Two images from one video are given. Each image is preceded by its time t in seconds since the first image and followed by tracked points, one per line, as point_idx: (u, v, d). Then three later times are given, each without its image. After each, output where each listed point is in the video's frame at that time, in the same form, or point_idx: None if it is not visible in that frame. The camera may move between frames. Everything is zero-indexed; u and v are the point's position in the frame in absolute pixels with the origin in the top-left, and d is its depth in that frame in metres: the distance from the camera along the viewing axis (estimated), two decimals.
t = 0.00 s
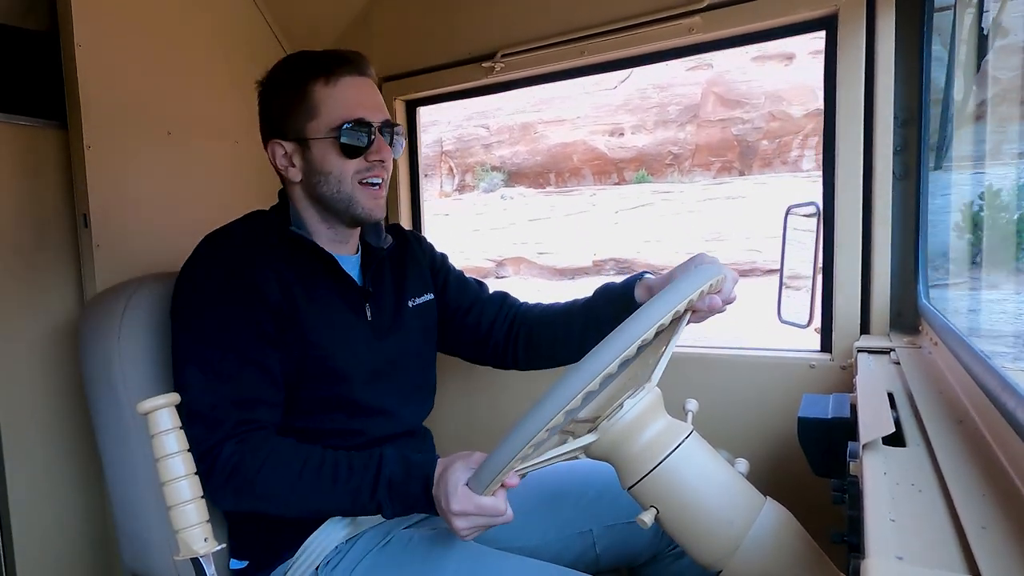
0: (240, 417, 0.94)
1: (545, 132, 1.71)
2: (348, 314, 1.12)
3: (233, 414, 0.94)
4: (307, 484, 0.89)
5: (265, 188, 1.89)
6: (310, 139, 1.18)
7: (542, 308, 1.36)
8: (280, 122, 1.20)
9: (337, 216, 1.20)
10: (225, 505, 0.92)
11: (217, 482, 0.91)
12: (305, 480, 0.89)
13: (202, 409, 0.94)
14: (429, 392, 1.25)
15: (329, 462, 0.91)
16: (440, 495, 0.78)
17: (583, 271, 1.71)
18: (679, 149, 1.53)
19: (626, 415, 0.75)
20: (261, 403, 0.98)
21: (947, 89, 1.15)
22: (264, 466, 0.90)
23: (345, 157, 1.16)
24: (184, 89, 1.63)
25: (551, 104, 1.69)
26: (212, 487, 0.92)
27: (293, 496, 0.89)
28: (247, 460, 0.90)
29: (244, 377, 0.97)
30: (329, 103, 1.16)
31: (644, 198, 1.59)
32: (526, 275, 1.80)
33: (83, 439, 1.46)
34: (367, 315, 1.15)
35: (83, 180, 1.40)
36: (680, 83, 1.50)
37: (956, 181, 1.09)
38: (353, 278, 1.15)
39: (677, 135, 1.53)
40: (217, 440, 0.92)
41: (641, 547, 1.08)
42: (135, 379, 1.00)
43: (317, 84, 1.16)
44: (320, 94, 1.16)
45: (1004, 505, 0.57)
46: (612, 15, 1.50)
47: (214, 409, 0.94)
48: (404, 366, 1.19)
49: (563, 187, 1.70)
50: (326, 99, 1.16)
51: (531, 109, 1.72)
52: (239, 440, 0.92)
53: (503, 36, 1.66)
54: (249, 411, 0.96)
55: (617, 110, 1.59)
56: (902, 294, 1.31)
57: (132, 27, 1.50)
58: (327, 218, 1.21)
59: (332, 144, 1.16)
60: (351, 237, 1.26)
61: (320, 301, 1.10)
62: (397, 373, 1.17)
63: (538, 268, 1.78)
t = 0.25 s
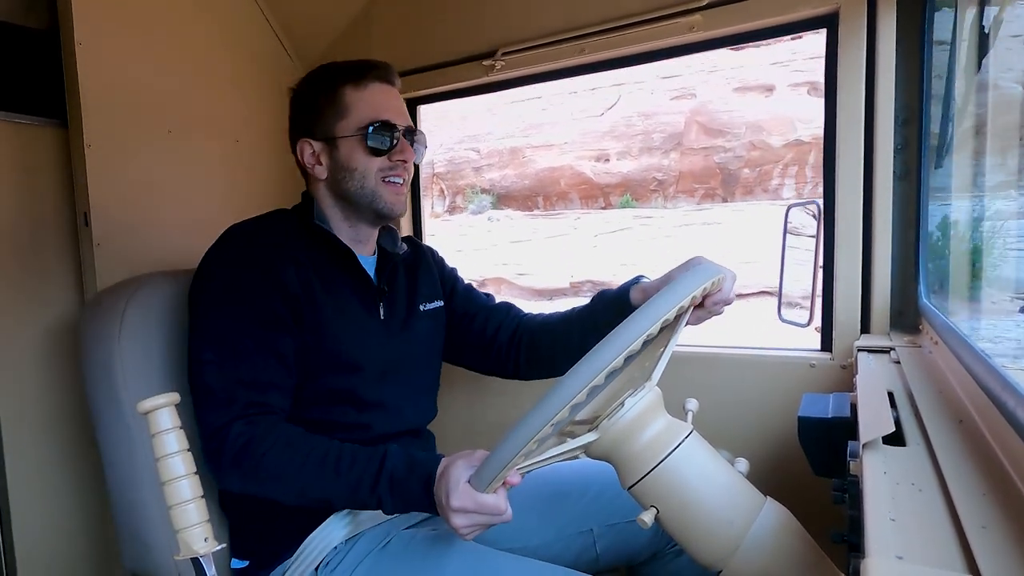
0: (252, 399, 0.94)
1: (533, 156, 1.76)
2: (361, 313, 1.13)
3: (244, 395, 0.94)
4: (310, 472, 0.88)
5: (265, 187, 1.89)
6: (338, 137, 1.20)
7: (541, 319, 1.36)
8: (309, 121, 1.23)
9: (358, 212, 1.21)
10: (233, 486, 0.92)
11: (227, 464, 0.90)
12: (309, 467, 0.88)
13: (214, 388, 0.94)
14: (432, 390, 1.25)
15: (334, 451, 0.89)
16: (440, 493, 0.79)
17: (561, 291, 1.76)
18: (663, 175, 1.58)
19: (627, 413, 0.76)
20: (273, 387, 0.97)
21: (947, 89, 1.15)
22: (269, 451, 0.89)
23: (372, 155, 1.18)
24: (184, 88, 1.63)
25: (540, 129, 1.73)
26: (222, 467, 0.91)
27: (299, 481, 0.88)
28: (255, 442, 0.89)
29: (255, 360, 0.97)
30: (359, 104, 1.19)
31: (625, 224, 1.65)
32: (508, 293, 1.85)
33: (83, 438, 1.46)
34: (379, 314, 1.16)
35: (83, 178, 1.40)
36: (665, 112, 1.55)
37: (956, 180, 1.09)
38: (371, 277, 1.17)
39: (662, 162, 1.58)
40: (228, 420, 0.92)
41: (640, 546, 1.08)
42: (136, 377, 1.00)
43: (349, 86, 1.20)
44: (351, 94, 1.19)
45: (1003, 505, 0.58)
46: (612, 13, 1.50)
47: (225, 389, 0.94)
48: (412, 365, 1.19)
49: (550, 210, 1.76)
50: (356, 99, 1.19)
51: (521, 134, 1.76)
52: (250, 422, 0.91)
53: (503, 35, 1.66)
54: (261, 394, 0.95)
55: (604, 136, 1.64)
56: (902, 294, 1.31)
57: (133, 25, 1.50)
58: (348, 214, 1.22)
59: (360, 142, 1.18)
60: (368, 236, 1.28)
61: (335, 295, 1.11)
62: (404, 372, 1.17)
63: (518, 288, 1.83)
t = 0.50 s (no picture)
0: (257, 386, 0.94)
1: (519, 185, 1.76)
2: (367, 306, 1.13)
3: (250, 382, 0.94)
4: (310, 462, 0.87)
5: (265, 188, 1.89)
6: (352, 134, 1.21)
7: (539, 329, 1.36)
8: (322, 117, 1.24)
9: (368, 208, 1.21)
10: (230, 474, 0.91)
11: (228, 448, 0.90)
12: (309, 458, 0.87)
13: (220, 374, 0.95)
14: (433, 390, 1.24)
15: (337, 444, 0.89)
16: (449, 483, 0.76)
17: (538, 318, 1.78)
18: (645, 208, 1.59)
19: (630, 412, 0.75)
20: (280, 378, 0.97)
21: (947, 87, 1.15)
22: (270, 441, 0.89)
23: (385, 152, 1.19)
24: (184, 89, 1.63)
25: (525, 159, 1.74)
26: (222, 452, 0.91)
27: (298, 472, 0.87)
28: (257, 429, 0.89)
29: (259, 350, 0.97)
30: (372, 102, 1.20)
31: (605, 253, 1.66)
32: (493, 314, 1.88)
33: (84, 439, 1.46)
34: (386, 311, 1.16)
35: (84, 179, 1.40)
36: (646, 146, 1.57)
37: (957, 179, 1.09)
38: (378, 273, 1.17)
39: (644, 194, 1.59)
40: (234, 406, 0.92)
41: (640, 543, 1.08)
42: (137, 376, 1.00)
43: (363, 84, 1.21)
44: (364, 92, 1.20)
45: (1004, 503, 0.58)
46: (612, 13, 1.50)
47: (231, 376, 0.94)
48: (415, 363, 1.18)
49: (534, 238, 1.77)
50: (370, 97, 1.20)
51: (506, 163, 1.78)
52: (255, 410, 0.92)
53: (503, 35, 1.66)
54: (267, 382, 0.95)
55: (588, 168, 1.65)
56: (903, 293, 1.31)
57: (133, 26, 1.50)
58: (358, 209, 1.22)
59: (374, 139, 1.19)
60: (374, 234, 1.27)
61: (342, 291, 1.11)
62: (407, 371, 1.17)
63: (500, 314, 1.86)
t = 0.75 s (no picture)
0: (255, 396, 0.94)
1: (509, 186, 1.81)
2: (360, 315, 1.13)
3: (246, 392, 0.94)
4: (308, 466, 0.87)
5: (265, 187, 1.89)
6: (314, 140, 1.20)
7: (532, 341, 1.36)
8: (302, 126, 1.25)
9: (335, 215, 1.20)
10: (229, 483, 0.91)
11: (224, 459, 0.90)
12: (306, 463, 0.87)
13: (215, 384, 0.94)
14: (431, 392, 1.25)
15: (333, 449, 0.89)
16: (455, 474, 0.74)
17: (517, 317, 1.86)
18: (632, 209, 1.64)
19: (628, 413, 0.75)
20: (276, 388, 0.97)
21: (947, 88, 1.15)
22: (268, 448, 0.89)
23: (336, 156, 1.15)
24: (183, 88, 1.63)
25: (515, 160, 1.78)
26: (220, 462, 0.91)
27: (296, 478, 0.87)
28: (253, 439, 0.90)
29: (255, 359, 0.97)
30: (326, 104, 1.17)
31: (589, 254, 1.72)
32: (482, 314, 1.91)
33: (84, 438, 1.46)
34: (379, 318, 1.16)
35: (84, 178, 1.40)
36: (633, 148, 1.60)
37: (957, 180, 1.09)
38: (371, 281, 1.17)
39: (631, 196, 1.63)
40: (230, 418, 0.92)
41: (641, 545, 1.08)
42: (135, 377, 1.00)
43: (320, 87, 1.18)
44: (320, 96, 1.18)
45: (1003, 504, 0.57)
46: (612, 13, 1.49)
47: (226, 386, 0.94)
48: (410, 369, 1.19)
49: (523, 238, 1.82)
50: (324, 100, 1.17)
51: (496, 164, 1.81)
52: (251, 420, 0.92)
53: (503, 35, 1.66)
54: (264, 392, 0.96)
55: (576, 169, 1.69)
56: (903, 293, 1.31)
57: (133, 26, 1.49)
58: (331, 217, 1.22)
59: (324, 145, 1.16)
60: (358, 240, 1.26)
61: (337, 297, 1.11)
62: (402, 374, 1.17)
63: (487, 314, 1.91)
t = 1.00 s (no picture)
0: (256, 397, 0.94)
1: (489, 185, 1.82)
2: (357, 313, 1.13)
3: (248, 394, 0.94)
4: (310, 466, 0.87)
5: (265, 188, 1.89)
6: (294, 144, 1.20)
7: (529, 339, 1.36)
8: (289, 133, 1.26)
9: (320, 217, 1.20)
10: (232, 485, 0.91)
11: (228, 461, 0.90)
12: (308, 463, 0.88)
13: (217, 386, 0.94)
14: (431, 392, 1.25)
15: (334, 449, 0.89)
16: (457, 470, 0.74)
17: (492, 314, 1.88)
18: (609, 206, 1.64)
19: (629, 412, 0.75)
20: (277, 389, 0.98)
21: (947, 88, 1.15)
22: (269, 449, 0.89)
23: (312, 157, 1.15)
24: (183, 88, 1.63)
25: (495, 159, 1.80)
26: (223, 465, 0.91)
27: (298, 478, 0.87)
28: (255, 440, 0.90)
29: (255, 361, 0.97)
30: (303, 107, 1.18)
31: (565, 250, 1.73)
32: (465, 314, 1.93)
33: (84, 438, 1.46)
34: (375, 315, 1.16)
35: (84, 178, 1.40)
36: (610, 146, 1.61)
37: (957, 181, 1.09)
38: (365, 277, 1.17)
39: (608, 193, 1.64)
40: (233, 420, 0.92)
41: (641, 544, 1.08)
42: (135, 377, 1.00)
43: (297, 91, 1.19)
44: (297, 99, 1.18)
45: (1003, 505, 0.57)
46: (612, 13, 1.49)
47: (227, 390, 0.94)
48: (409, 368, 1.19)
49: (501, 236, 1.83)
50: (302, 102, 1.18)
51: (478, 163, 1.83)
52: (253, 421, 0.92)
53: (503, 36, 1.66)
54: (265, 392, 0.96)
55: (554, 167, 1.70)
56: (902, 294, 1.31)
57: (133, 26, 1.49)
58: (318, 219, 1.22)
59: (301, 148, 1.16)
60: (351, 240, 1.26)
61: (334, 299, 1.11)
62: (402, 374, 1.17)
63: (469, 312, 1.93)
